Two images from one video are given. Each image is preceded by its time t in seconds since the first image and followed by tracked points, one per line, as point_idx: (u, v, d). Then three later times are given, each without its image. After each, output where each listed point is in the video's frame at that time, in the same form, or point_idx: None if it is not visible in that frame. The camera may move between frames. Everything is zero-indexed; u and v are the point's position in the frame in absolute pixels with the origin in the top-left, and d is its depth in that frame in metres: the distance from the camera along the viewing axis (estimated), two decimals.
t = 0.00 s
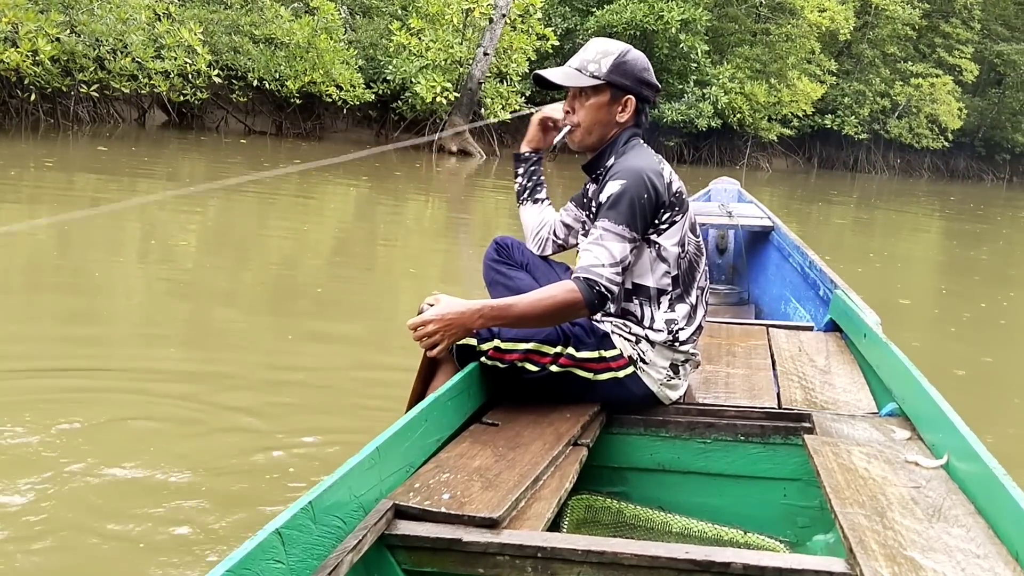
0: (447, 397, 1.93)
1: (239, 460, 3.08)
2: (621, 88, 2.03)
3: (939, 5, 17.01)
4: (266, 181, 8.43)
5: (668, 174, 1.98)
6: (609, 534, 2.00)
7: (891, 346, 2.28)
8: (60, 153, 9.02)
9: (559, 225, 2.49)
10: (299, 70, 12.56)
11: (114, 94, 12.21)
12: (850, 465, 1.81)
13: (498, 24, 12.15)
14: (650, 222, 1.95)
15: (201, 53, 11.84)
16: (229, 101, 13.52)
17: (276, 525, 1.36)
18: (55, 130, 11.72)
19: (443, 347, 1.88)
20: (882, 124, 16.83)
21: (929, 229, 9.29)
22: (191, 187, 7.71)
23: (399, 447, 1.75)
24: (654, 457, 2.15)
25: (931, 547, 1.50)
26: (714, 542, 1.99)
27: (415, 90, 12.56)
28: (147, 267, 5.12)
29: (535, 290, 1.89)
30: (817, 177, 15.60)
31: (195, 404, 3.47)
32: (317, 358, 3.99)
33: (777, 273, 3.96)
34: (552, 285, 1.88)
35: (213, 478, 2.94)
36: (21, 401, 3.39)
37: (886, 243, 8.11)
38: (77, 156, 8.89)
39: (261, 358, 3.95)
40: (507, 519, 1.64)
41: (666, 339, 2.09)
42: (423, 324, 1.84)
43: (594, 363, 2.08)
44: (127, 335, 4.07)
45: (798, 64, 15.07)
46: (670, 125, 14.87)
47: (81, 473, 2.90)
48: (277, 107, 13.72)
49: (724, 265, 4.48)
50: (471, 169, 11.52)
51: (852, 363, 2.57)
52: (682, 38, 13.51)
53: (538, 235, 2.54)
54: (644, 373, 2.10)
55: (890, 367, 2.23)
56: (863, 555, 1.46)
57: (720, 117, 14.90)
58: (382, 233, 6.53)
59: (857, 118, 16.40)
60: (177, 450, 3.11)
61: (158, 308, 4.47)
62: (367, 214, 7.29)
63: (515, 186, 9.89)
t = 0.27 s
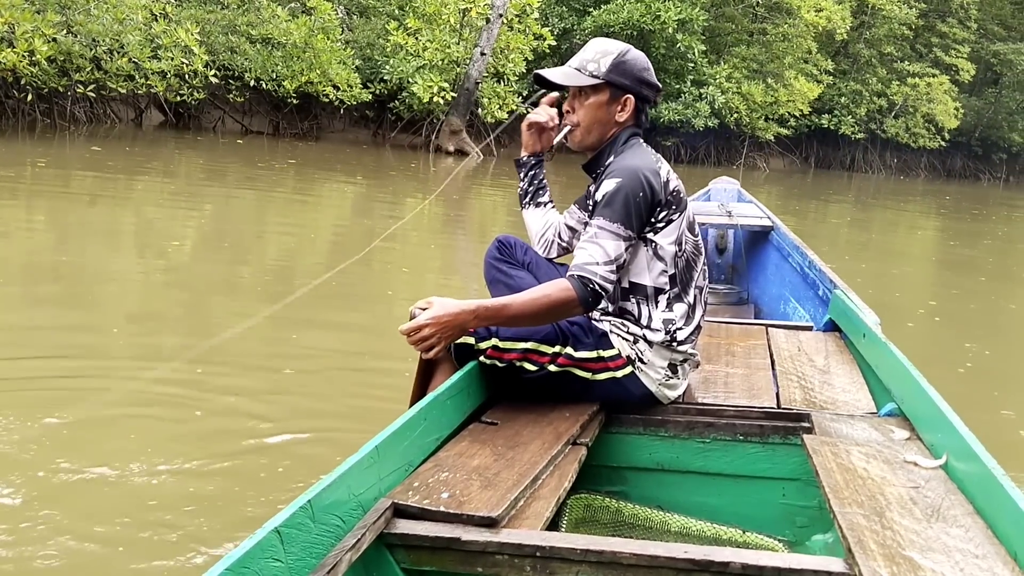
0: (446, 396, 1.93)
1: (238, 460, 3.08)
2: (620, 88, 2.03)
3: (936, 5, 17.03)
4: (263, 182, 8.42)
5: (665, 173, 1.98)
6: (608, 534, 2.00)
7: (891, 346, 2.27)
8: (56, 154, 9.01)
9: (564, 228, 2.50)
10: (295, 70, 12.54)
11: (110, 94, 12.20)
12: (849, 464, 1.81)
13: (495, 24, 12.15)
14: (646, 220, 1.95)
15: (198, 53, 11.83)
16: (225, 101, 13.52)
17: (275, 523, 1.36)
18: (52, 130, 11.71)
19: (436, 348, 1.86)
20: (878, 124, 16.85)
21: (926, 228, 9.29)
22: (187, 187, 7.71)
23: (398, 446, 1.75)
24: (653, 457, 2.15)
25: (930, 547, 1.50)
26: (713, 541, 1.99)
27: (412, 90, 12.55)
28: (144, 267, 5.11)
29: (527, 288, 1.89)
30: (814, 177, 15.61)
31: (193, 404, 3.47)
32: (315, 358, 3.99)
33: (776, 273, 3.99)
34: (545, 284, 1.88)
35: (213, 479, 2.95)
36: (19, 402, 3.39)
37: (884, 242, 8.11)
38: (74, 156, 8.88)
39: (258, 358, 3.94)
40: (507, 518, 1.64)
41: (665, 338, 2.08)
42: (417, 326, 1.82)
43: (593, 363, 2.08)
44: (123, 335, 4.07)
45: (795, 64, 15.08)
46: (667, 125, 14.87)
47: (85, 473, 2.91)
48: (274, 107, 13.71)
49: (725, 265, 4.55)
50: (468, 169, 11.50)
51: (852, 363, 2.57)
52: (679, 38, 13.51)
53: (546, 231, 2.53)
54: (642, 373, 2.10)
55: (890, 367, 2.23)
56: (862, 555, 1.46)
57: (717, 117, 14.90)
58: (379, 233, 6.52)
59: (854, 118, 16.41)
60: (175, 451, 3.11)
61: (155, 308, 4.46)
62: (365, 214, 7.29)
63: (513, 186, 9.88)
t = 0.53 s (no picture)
0: (445, 395, 1.93)
1: (236, 461, 3.08)
2: (624, 87, 2.03)
3: (932, 5, 17.06)
4: (260, 181, 8.41)
5: (666, 171, 1.98)
6: (606, 533, 2.00)
7: (890, 346, 2.28)
8: (53, 153, 9.00)
9: (566, 229, 2.48)
10: (292, 70, 12.52)
11: (107, 94, 12.19)
12: (847, 464, 1.81)
13: (492, 24, 12.15)
14: (645, 219, 1.95)
15: (195, 53, 11.82)
16: (222, 101, 13.52)
17: (273, 521, 1.36)
18: (48, 129, 11.70)
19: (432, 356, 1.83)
20: (875, 124, 16.87)
21: (924, 228, 9.30)
22: (184, 187, 7.70)
23: (397, 444, 1.75)
24: (651, 456, 2.15)
25: (927, 547, 1.51)
26: (711, 541, 1.99)
27: (410, 90, 12.55)
28: (141, 267, 5.11)
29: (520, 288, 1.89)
30: (810, 176, 15.63)
31: (189, 404, 3.47)
32: (313, 358, 3.98)
33: (775, 273, 4.00)
34: (539, 282, 1.88)
35: (212, 480, 2.95)
36: (15, 402, 3.39)
37: (880, 242, 8.12)
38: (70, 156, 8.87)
39: (255, 358, 3.94)
40: (505, 517, 1.64)
41: (663, 337, 2.08)
42: (416, 330, 1.78)
43: (592, 362, 2.08)
44: (119, 335, 4.06)
45: (792, 64, 15.11)
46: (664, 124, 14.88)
47: (83, 474, 2.92)
48: (271, 107, 13.71)
49: (724, 265, 4.58)
50: (465, 169, 11.51)
51: (851, 363, 2.57)
52: (676, 38, 13.52)
53: (537, 243, 2.50)
54: (641, 373, 2.10)
55: (888, 366, 2.23)
56: (859, 555, 1.47)
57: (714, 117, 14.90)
58: (376, 233, 6.52)
59: (850, 117, 16.44)
60: (173, 452, 3.11)
61: (152, 308, 4.46)
62: (362, 214, 7.28)
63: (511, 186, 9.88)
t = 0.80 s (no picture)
0: (444, 395, 1.93)
1: (234, 461, 3.08)
2: (633, 86, 2.04)
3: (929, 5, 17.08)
4: (257, 181, 8.41)
5: (670, 169, 1.99)
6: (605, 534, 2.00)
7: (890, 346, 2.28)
8: (49, 153, 8.98)
9: (566, 228, 2.47)
10: (290, 69, 12.51)
11: (104, 93, 12.16)
12: (846, 464, 1.81)
13: (489, 23, 12.15)
14: (649, 216, 1.95)
15: (192, 53, 11.79)
16: (219, 100, 13.51)
17: (272, 520, 1.36)
18: (45, 129, 11.67)
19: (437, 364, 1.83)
20: (872, 124, 16.89)
21: (921, 228, 9.31)
22: (181, 187, 7.69)
23: (396, 444, 1.75)
24: (651, 456, 2.15)
25: (927, 547, 1.51)
26: (710, 541, 2.00)
27: (407, 89, 12.53)
28: (137, 266, 5.10)
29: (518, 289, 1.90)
30: (807, 176, 15.65)
31: (187, 404, 3.46)
32: (312, 357, 3.98)
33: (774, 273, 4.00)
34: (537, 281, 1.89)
35: (211, 480, 2.95)
36: (11, 401, 3.38)
37: (878, 242, 8.13)
38: (67, 156, 8.86)
39: (252, 357, 3.94)
40: (504, 517, 1.64)
41: (663, 337, 2.09)
42: (416, 337, 1.79)
43: (591, 363, 2.07)
44: (117, 335, 4.06)
45: (789, 64, 15.12)
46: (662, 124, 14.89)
47: (81, 474, 2.91)
48: (268, 106, 13.71)
49: (723, 264, 4.59)
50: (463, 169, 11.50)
51: (851, 363, 2.57)
52: (673, 37, 13.52)
53: (538, 248, 2.46)
54: (641, 373, 2.10)
55: (888, 366, 2.23)
56: (858, 555, 1.47)
57: (712, 116, 14.90)
58: (374, 233, 6.51)
59: (847, 117, 16.47)
60: (171, 452, 3.10)
61: (148, 308, 4.45)
62: (360, 213, 7.28)
63: (509, 185, 9.88)
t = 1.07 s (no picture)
0: (445, 396, 1.93)
1: (234, 460, 3.08)
2: (637, 87, 2.05)
3: (926, 5, 17.12)
4: (254, 180, 8.40)
5: (675, 171, 1.99)
6: (607, 534, 2.00)
7: (891, 346, 2.28)
8: (46, 152, 8.96)
9: (566, 229, 2.48)
10: (287, 68, 12.50)
11: (101, 92, 12.13)
12: (847, 465, 1.81)
13: (487, 23, 12.14)
14: (656, 217, 1.95)
15: (189, 52, 11.78)
16: (217, 100, 13.49)
17: (274, 522, 1.36)
18: (42, 128, 11.63)
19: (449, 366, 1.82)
20: (869, 124, 16.91)
21: (918, 228, 9.32)
22: (177, 186, 7.67)
23: (397, 445, 1.75)
24: (652, 457, 2.15)
25: (928, 547, 1.51)
26: (712, 542, 2.00)
27: (404, 89, 12.51)
28: (135, 265, 5.10)
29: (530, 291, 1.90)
30: (804, 176, 15.67)
31: (185, 403, 3.46)
32: (312, 357, 3.98)
33: (775, 274, 4.01)
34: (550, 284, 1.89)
35: (211, 478, 2.94)
36: (8, 401, 3.37)
37: (875, 242, 8.14)
38: (63, 155, 8.83)
39: (251, 356, 3.93)
40: (506, 517, 1.64)
41: (666, 337, 2.08)
42: (431, 336, 1.78)
43: (592, 365, 2.08)
44: (114, 334, 4.04)
45: (786, 63, 15.13)
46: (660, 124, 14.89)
47: (81, 473, 2.91)
48: (265, 106, 13.69)
49: (724, 265, 4.59)
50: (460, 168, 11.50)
51: (851, 363, 2.58)
52: (671, 37, 13.51)
53: (538, 251, 2.50)
54: (643, 374, 2.09)
55: (890, 367, 2.23)
56: (861, 555, 1.47)
57: (709, 116, 14.90)
58: (371, 233, 6.50)
59: (844, 117, 16.50)
60: (171, 451, 3.10)
61: (146, 306, 4.44)
62: (358, 213, 7.27)
63: (507, 185, 9.88)
